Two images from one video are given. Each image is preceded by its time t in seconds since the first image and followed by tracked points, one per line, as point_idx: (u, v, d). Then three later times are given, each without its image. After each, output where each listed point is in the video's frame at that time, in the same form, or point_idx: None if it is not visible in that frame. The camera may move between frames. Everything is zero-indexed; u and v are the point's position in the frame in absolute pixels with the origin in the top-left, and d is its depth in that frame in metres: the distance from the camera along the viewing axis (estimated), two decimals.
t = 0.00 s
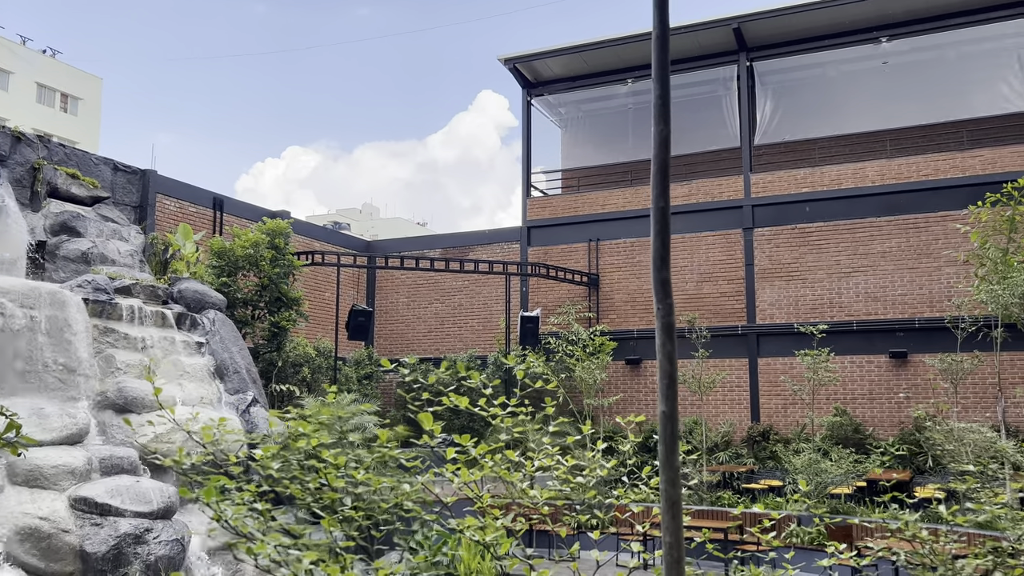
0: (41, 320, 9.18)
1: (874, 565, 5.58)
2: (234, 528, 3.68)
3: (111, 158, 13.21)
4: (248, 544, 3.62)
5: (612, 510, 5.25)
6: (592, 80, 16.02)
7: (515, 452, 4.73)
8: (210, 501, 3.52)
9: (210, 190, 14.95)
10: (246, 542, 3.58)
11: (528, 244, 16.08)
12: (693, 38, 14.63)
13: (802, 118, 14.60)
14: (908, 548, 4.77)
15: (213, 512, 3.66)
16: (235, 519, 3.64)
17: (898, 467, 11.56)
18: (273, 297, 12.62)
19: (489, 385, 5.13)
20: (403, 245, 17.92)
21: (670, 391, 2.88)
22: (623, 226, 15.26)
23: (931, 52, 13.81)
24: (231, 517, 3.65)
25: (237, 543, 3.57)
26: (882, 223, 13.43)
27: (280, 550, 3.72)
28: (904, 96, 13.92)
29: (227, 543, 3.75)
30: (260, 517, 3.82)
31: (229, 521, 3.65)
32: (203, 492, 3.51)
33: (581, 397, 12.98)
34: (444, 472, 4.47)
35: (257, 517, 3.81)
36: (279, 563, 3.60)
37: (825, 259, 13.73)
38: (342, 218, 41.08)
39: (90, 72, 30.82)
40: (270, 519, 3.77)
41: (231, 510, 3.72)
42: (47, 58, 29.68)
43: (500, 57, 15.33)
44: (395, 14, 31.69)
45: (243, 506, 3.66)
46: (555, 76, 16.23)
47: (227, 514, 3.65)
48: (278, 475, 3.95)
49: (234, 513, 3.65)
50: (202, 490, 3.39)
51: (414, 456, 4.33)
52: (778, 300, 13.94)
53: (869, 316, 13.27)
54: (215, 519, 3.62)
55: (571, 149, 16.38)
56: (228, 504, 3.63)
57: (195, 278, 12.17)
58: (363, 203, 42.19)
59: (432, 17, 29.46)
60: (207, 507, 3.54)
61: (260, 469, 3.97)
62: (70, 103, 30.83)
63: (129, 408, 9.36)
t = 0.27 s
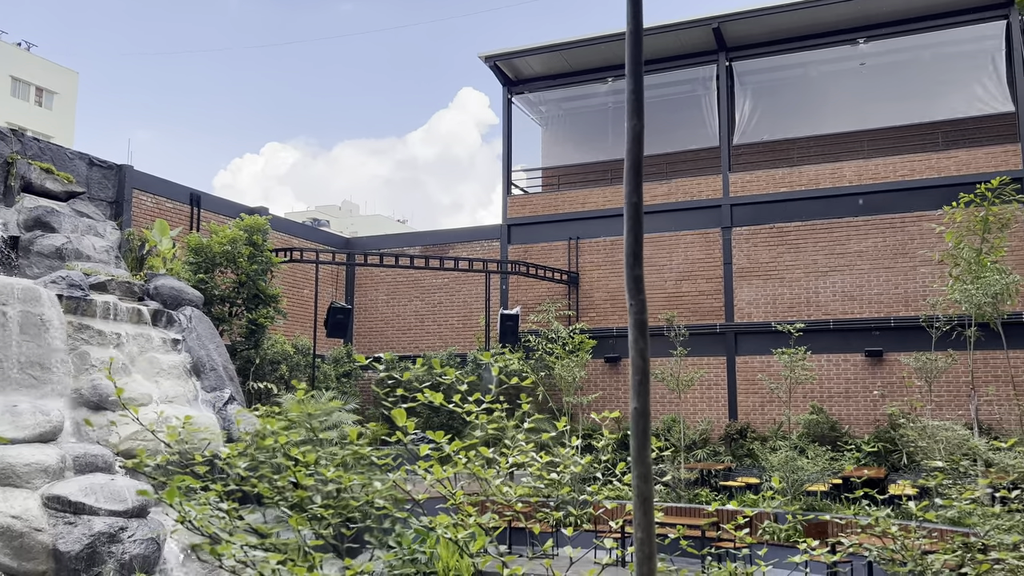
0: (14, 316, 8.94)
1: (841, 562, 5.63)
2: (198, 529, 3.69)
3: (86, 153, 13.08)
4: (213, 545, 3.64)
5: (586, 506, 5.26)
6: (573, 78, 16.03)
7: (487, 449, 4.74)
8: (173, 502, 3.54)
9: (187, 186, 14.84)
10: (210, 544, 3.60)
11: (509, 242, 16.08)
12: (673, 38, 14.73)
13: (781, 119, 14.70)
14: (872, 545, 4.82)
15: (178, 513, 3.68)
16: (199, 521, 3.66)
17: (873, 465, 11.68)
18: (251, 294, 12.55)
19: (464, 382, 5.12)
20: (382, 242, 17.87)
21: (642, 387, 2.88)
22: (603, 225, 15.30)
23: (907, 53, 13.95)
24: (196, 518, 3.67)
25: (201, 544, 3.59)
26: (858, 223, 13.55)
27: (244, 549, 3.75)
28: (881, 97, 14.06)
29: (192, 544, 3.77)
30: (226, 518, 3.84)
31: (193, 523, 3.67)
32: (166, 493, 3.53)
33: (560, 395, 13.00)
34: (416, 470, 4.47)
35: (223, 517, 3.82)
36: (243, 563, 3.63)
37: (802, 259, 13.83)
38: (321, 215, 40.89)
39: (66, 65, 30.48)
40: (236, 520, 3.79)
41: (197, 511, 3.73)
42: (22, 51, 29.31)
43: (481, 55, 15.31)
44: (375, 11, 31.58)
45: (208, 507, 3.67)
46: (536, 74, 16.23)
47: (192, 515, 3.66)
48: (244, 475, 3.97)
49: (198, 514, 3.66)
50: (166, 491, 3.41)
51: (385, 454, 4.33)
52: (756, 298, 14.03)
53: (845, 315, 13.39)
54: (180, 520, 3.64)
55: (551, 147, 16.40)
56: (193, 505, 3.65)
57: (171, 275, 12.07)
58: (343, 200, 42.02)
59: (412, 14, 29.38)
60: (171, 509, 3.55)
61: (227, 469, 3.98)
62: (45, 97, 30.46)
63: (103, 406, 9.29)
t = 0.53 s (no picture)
0: None
1: (807, 558, 5.70)
2: (165, 530, 3.66)
3: (59, 148, 12.92)
4: (178, 547, 3.61)
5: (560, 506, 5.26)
6: (552, 78, 16.05)
7: (460, 449, 4.73)
8: (139, 503, 3.50)
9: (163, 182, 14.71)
10: (175, 545, 3.57)
11: (487, 241, 16.08)
12: (652, 39, 14.77)
13: (758, 120, 14.80)
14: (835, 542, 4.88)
15: (143, 514, 3.64)
16: (166, 522, 3.63)
17: (846, 464, 11.82)
18: (226, 292, 12.46)
19: (438, 382, 5.10)
20: (360, 240, 17.81)
21: (613, 388, 2.87)
22: (582, 224, 15.33)
23: (882, 56, 14.09)
24: (162, 518, 3.63)
25: (167, 546, 3.56)
26: (833, 224, 13.67)
27: (211, 550, 3.73)
28: (857, 100, 14.22)
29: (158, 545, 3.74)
30: (194, 519, 3.81)
31: (160, 523, 3.64)
32: (131, 494, 3.49)
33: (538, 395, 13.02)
34: (388, 469, 4.46)
35: (190, 518, 3.79)
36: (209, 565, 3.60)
37: (778, 259, 13.94)
38: (298, 212, 40.67)
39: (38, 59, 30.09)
40: (203, 520, 3.76)
41: (163, 512, 3.70)
42: None
43: (460, 53, 15.28)
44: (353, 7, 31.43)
45: (175, 508, 3.63)
46: (516, 73, 16.24)
47: (158, 516, 3.63)
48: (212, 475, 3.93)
49: (164, 515, 3.63)
50: (131, 491, 3.37)
51: (357, 454, 4.31)
52: (733, 299, 14.11)
53: (820, 316, 13.51)
54: (146, 521, 3.61)
55: (530, 146, 16.41)
56: (159, 505, 3.61)
57: (146, 272, 11.95)
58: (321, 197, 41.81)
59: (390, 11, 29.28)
60: (137, 510, 3.52)
61: (194, 469, 3.95)
62: (17, 91, 30.06)
63: (75, 404, 9.15)
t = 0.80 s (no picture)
0: None
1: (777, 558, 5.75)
2: (132, 527, 3.59)
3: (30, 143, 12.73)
4: (146, 545, 3.54)
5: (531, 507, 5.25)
6: (530, 78, 16.09)
7: (432, 449, 4.71)
8: (106, 499, 3.43)
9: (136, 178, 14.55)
10: (143, 543, 3.49)
11: (464, 241, 16.06)
12: (629, 39, 14.88)
13: (734, 123, 14.91)
14: (803, 542, 4.91)
15: (110, 511, 3.57)
16: (134, 519, 3.56)
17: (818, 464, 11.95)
18: (200, 290, 12.36)
19: (410, 382, 5.08)
20: (336, 238, 17.72)
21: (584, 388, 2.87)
22: (559, 225, 15.36)
23: (857, 61, 14.25)
24: (129, 516, 3.56)
25: (134, 544, 3.49)
26: (807, 227, 13.81)
27: (179, 549, 3.67)
28: (831, 104, 14.36)
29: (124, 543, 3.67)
30: (162, 517, 3.74)
31: (127, 521, 3.56)
32: (98, 490, 3.42)
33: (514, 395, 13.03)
34: (359, 469, 4.43)
35: (158, 516, 3.73)
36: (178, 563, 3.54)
37: (753, 261, 14.05)
38: (274, 210, 40.38)
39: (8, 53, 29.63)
40: (172, 518, 3.70)
41: (131, 510, 3.63)
42: None
43: (438, 52, 15.25)
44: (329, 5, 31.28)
45: (143, 505, 3.57)
46: (494, 73, 16.27)
47: (125, 513, 3.56)
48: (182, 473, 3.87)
49: (132, 513, 3.56)
50: (97, 488, 3.30)
51: (328, 453, 4.28)
52: (708, 300, 14.21)
53: (794, 317, 13.64)
54: (112, 518, 3.53)
55: (508, 146, 16.41)
56: (127, 503, 3.54)
57: (118, 269, 11.80)
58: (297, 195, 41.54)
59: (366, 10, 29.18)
60: (103, 506, 3.45)
61: (163, 467, 3.88)
62: None
63: (44, 403, 8.95)
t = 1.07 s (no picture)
0: None
1: (744, 558, 5.79)
2: (92, 527, 3.53)
3: None
4: (107, 545, 3.49)
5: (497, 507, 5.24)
6: (506, 80, 16.18)
7: (401, 451, 4.69)
8: (66, 499, 3.37)
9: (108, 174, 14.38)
10: (103, 544, 3.44)
11: (440, 241, 16.04)
12: (606, 42, 15.00)
13: (709, 127, 15.00)
14: (768, 542, 4.95)
15: (70, 511, 3.50)
16: (95, 519, 3.50)
17: (789, 466, 12.08)
18: (172, 288, 12.25)
19: (380, 383, 5.05)
20: (310, 237, 17.64)
21: (551, 391, 2.88)
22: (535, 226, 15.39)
23: (831, 67, 14.40)
24: (90, 515, 3.50)
25: (95, 544, 3.44)
26: (780, 231, 13.94)
27: (141, 549, 3.62)
28: (805, 110, 14.49)
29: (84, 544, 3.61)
30: (124, 518, 3.69)
31: (88, 521, 3.51)
32: (59, 489, 3.36)
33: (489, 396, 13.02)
34: (327, 471, 4.40)
35: (120, 516, 3.67)
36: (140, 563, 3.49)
37: (726, 264, 14.17)
38: (248, 209, 40.06)
39: None
40: (135, 519, 3.65)
41: (92, 510, 3.58)
42: None
43: (416, 51, 15.21)
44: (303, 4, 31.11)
45: (105, 505, 3.52)
46: (471, 74, 16.40)
47: (86, 513, 3.50)
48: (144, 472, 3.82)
49: (92, 512, 3.50)
50: (57, 487, 3.25)
51: (296, 454, 4.25)
52: (682, 302, 14.30)
53: (766, 320, 13.77)
54: (72, 518, 3.47)
55: (485, 146, 16.41)
56: (88, 502, 3.49)
57: (88, 266, 11.65)
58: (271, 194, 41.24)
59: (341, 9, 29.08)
60: (63, 506, 3.39)
61: (126, 467, 3.83)
62: None
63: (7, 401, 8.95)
